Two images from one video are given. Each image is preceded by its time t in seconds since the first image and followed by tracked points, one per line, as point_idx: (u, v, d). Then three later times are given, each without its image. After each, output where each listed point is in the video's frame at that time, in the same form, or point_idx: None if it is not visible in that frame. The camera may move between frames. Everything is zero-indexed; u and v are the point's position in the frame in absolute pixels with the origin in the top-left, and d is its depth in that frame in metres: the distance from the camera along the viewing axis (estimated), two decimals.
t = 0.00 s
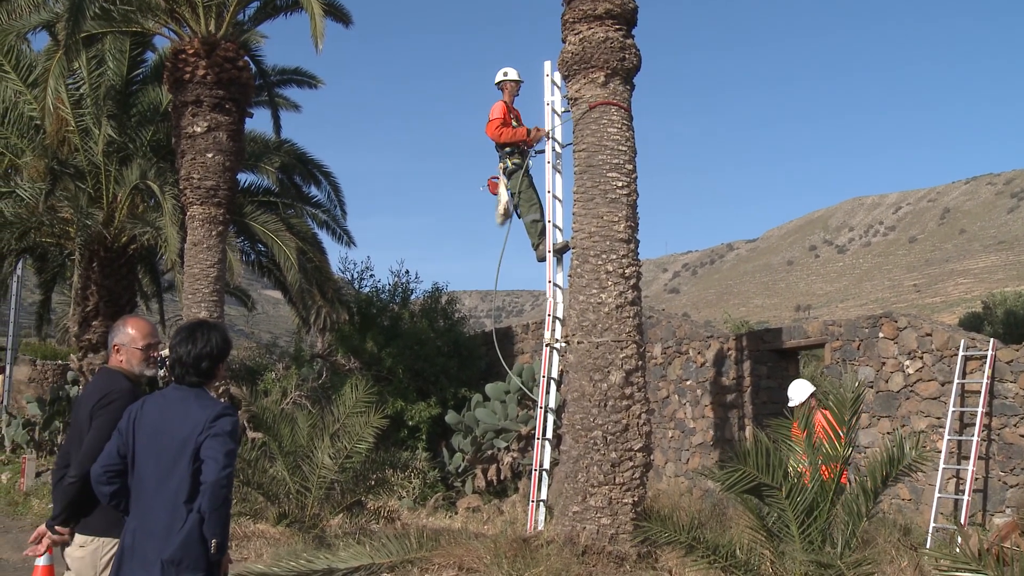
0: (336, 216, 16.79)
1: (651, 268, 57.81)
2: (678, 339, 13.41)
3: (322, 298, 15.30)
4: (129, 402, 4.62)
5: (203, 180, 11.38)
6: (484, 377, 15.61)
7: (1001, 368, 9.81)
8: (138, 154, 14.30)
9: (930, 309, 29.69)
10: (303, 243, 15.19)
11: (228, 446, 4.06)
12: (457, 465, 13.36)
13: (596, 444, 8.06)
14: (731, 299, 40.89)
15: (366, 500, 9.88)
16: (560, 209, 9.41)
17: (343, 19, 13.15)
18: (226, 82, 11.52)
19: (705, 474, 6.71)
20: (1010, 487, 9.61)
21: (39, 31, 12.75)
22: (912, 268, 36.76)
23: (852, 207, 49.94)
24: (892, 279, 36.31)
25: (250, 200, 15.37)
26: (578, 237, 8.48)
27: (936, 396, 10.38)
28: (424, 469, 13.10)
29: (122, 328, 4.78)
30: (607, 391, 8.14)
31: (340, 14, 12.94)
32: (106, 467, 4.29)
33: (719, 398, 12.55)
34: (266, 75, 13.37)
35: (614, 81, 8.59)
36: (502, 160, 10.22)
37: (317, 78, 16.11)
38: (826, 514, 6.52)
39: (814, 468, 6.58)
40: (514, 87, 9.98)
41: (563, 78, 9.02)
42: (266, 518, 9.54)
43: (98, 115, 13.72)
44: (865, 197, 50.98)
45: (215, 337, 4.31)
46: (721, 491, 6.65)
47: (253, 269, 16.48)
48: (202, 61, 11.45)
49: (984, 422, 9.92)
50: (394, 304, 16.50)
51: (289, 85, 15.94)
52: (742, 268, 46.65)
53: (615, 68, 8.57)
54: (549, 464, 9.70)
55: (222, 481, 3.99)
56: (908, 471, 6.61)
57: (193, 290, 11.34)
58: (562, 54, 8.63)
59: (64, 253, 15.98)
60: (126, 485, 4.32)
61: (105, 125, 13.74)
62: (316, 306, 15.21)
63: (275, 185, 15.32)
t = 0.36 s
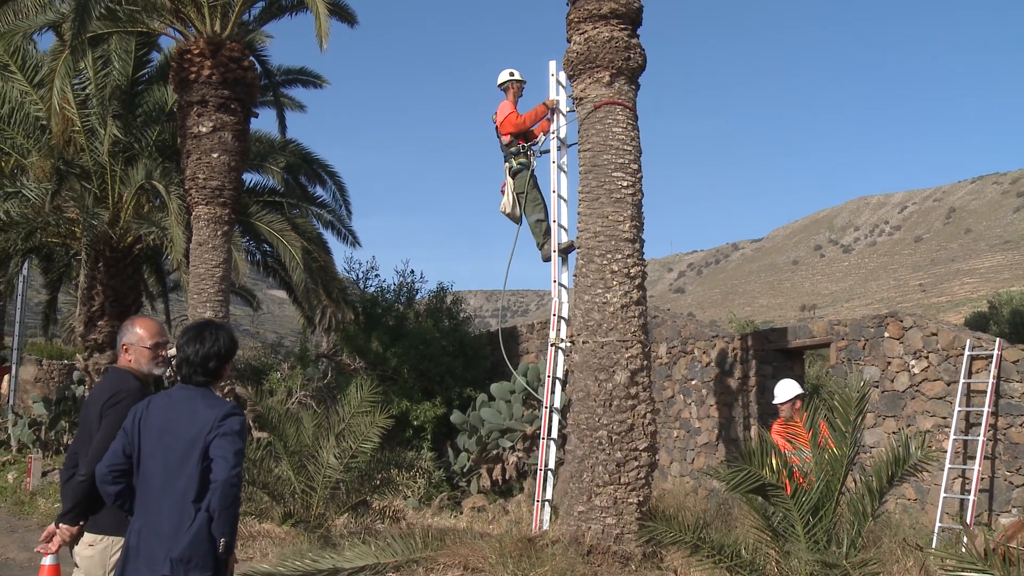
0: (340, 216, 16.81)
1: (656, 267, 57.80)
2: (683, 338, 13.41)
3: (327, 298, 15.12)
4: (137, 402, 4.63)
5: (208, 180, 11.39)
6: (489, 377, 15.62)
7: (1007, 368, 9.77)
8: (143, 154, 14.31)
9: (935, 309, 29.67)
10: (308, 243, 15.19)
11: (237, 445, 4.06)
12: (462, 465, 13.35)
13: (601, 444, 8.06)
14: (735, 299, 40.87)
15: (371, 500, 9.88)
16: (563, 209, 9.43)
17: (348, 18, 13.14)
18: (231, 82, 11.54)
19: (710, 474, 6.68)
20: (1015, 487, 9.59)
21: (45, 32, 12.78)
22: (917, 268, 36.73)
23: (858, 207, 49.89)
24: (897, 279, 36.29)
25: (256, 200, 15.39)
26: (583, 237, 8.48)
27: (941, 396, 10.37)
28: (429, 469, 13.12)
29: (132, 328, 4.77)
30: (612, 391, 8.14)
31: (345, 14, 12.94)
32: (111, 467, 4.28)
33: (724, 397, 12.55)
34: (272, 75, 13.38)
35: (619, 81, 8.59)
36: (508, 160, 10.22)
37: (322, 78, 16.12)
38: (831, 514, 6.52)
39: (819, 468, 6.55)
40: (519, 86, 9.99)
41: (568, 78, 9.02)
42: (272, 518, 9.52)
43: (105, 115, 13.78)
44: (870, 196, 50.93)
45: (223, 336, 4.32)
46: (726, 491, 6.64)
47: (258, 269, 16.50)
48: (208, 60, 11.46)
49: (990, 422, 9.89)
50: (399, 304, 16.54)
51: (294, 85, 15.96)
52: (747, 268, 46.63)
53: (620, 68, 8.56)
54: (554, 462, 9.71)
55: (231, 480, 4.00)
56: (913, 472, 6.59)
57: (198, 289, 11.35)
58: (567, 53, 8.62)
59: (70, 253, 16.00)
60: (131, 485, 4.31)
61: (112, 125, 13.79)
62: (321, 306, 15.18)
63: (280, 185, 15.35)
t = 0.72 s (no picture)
0: (343, 216, 16.83)
1: (658, 267, 57.78)
2: (686, 338, 13.41)
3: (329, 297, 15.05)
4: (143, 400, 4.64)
5: (211, 180, 11.39)
6: (491, 376, 15.63)
7: (1010, 368, 9.77)
8: (146, 154, 14.25)
9: (939, 308, 29.68)
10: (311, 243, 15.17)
11: (242, 445, 4.06)
12: (465, 465, 13.33)
13: (603, 444, 8.06)
14: (738, 299, 40.85)
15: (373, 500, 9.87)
16: (566, 209, 9.44)
17: (351, 18, 13.14)
18: (234, 82, 11.55)
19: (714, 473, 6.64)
20: (1018, 487, 9.59)
21: (48, 32, 12.78)
22: (920, 268, 36.72)
23: (861, 207, 49.89)
24: (899, 278, 36.29)
25: (259, 199, 15.40)
26: (586, 237, 8.48)
27: (944, 395, 10.36)
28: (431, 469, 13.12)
29: (138, 327, 4.79)
30: (614, 391, 8.13)
31: (347, 14, 12.94)
32: (115, 466, 4.28)
33: (727, 397, 12.54)
34: (274, 75, 13.38)
35: (621, 81, 8.59)
36: (511, 160, 10.23)
37: (325, 78, 16.13)
38: (833, 514, 6.51)
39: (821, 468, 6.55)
40: (524, 88, 10.00)
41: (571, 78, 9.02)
42: (275, 517, 9.46)
43: (108, 114, 13.79)
44: (873, 196, 50.90)
45: (231, 337, 4.33)
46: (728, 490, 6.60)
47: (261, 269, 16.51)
48: (210, 61, 11.46)
49: (993, 422, 9.88)
50: (401, 304, 16.56)
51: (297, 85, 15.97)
52: (750, 268, 46.61)
53: (623, 68, 8.55)
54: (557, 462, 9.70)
55: (236, 480, 3.99)
56: (916, 472, 6.55)
57: (201, 289, 11.35)
58: (570, 53, 8.61)
59: (74, 253, 16.00)
60: (135, 484, 4.31)
61: (114, 124, 13.79)
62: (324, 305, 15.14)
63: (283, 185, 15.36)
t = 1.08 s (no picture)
0: (343, 216, 16.85)
1: (659, 267, 57.78)
2: (686, 339, 13.42)
3: (330, 297, 15.04)
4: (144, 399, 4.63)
5: (211, 180, 11.39)
6: (492, 376, 15.64)
7: (1011, 368, 9.77)
8: (147, 154, 14.27)
9: (939, 308, 29.69)
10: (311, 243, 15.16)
11: (246, 445, 4.06)
12: (465, 465, 13.33)
13: (603, 444, 8.06)
14: (738, 299, 40.86)
15: (373, 500, 9.87)
16: (566, 209, 9.45)
17: (351, 19, 13.15)
18: (235, 82, 11.55)
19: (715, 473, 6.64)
20: (1018, 487, 9.59)
21: (49, 32, 12.80)
22: (921, 268, 36.73)
23: (861, 207, 49.90)
24: (900, 278, 36.30)
25: (260, 199, 15.40)
26: (586, 237, 8.48)
27: (944, 395, 10.36)
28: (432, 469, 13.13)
29: (140, 327, 4.79)
30: (614, 391, 8.13)
31: (347, 14, 12.94)
32: (117, 466, 4.28)
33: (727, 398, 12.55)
34: (275, 75, 13.39)
35: (622, 81, 8.59)
36: (510, 159, 10.23)
37: (325, 78, 16.14)
38: (834, 514, 6.51)
39: (823, 468, 6.56)
40: (531, 89, 9.99)
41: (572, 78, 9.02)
42: (275, 517, 9.40)
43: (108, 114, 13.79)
44: (874, 196, 50.85)
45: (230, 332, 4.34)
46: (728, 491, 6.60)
47: (262, 269, 16.51)
48: (211, 61, 11.46)
49: (994, 421, 9.88)
50: (402, 304, 16.57)
51: (297, 85, 15.97)
52: (750, 268, 46.62)
53: (623, 68, 8.55)
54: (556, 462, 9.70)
55: (241, 480, 3.99)
56: (917, 472, 6.54)
57: (201, 289, 11.34)
58: (570, 53, 8.61)
59: (74, 253, 16.00)
60: (137, 483, 4.31)
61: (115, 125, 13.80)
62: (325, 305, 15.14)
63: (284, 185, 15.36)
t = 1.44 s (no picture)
0: (343, 216, 16.86)
1: (659, 267, 57.75)
2: (686, 338, 13.41)
3: (330, 297, 15.10)
4: (143, 398, 4.63)
5: (211, 180, 11.39)
6: (492, 376, 15.64)
7: (1011, 368, 9.76)
8: (147, 153, 14.30)
9: (939, 308, 29.68)
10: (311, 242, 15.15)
11: (246, 445, 4.06)
12: (465, 465, 13.32)
13: (603, 444, 8.06)
14: (739, 299, 40.84)
15: (374, 500, 9.87)
16: (566, 208, 9.45)
17: (351, 18, 13.15)
18: (235, 81, 11.55)
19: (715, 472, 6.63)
20: (1019, 487, 9.59)
21: (48, 32, 12.80)
22: (921, 267, 36.72)
23: (862, 206, 49.89)
24: (900, 278, 36.29)
25: (260, 198, 15.40)
26: (586, 236, 8.48)
27: (944, 395, 10.36)
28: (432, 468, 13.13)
29: (138, 326, 4.79)
30: (615, 390, 8.13)
31: (347, 14, 12.94)
32: (118, 466, 4.28)
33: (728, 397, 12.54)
34: (274, 74, 13.40)
35: (622, 80, 8.58)
36: (510, 158, 10.24)
37: (325, 77, 16.13)
38: (834, 514, 6.51)
39: (823, 468, 6.57)
40: (538, 90, 9.98)
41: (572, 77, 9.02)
42: (275, 517, 9.41)
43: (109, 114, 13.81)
44: (874, 196, 50.83)
45: (228, 330, 4.34)
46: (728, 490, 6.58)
47: (262, 268, 16.51)
48: (211, 60, 11.46)
49: (994, 421, 9.87)
50: (402, 303, 16.56)
51: (297, 84, 15.97)
52: (750, 267, 46.61)
53: (623, 67, 8.54)
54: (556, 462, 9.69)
55: (240, 480, 3.98)
56: (917, 472, 6.55)
57: (201, 289, 11.34)
58: (570, 52, 8.61)
59: (74, 253, 16.00)
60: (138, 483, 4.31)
61: (115, 124, 13.82)
62: (325, 305, 15.14)
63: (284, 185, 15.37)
